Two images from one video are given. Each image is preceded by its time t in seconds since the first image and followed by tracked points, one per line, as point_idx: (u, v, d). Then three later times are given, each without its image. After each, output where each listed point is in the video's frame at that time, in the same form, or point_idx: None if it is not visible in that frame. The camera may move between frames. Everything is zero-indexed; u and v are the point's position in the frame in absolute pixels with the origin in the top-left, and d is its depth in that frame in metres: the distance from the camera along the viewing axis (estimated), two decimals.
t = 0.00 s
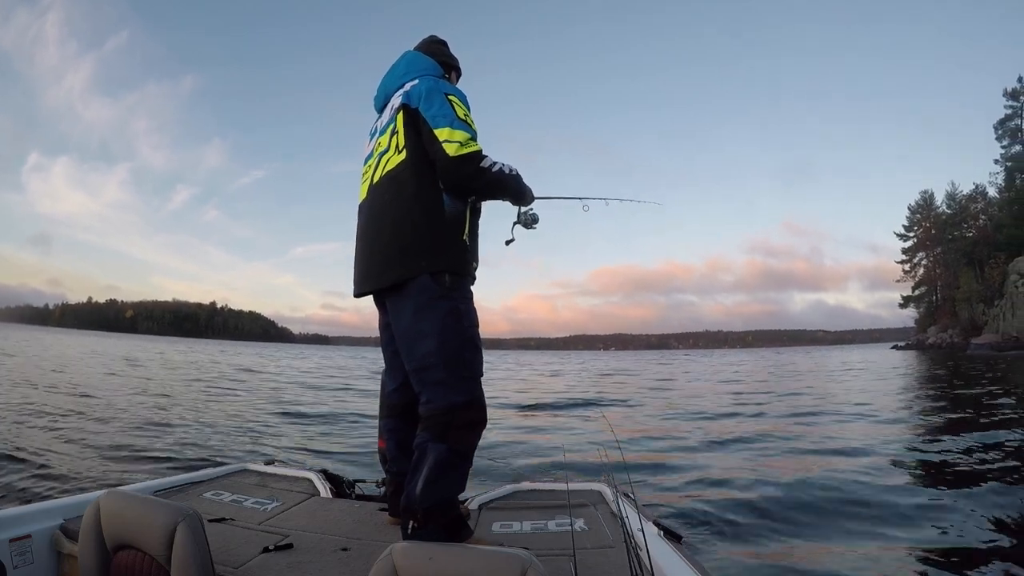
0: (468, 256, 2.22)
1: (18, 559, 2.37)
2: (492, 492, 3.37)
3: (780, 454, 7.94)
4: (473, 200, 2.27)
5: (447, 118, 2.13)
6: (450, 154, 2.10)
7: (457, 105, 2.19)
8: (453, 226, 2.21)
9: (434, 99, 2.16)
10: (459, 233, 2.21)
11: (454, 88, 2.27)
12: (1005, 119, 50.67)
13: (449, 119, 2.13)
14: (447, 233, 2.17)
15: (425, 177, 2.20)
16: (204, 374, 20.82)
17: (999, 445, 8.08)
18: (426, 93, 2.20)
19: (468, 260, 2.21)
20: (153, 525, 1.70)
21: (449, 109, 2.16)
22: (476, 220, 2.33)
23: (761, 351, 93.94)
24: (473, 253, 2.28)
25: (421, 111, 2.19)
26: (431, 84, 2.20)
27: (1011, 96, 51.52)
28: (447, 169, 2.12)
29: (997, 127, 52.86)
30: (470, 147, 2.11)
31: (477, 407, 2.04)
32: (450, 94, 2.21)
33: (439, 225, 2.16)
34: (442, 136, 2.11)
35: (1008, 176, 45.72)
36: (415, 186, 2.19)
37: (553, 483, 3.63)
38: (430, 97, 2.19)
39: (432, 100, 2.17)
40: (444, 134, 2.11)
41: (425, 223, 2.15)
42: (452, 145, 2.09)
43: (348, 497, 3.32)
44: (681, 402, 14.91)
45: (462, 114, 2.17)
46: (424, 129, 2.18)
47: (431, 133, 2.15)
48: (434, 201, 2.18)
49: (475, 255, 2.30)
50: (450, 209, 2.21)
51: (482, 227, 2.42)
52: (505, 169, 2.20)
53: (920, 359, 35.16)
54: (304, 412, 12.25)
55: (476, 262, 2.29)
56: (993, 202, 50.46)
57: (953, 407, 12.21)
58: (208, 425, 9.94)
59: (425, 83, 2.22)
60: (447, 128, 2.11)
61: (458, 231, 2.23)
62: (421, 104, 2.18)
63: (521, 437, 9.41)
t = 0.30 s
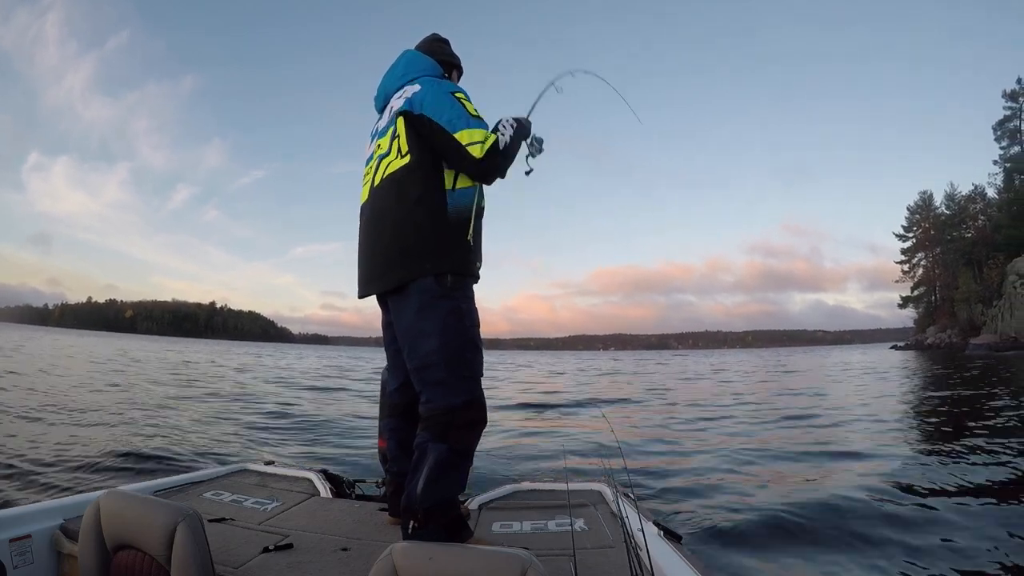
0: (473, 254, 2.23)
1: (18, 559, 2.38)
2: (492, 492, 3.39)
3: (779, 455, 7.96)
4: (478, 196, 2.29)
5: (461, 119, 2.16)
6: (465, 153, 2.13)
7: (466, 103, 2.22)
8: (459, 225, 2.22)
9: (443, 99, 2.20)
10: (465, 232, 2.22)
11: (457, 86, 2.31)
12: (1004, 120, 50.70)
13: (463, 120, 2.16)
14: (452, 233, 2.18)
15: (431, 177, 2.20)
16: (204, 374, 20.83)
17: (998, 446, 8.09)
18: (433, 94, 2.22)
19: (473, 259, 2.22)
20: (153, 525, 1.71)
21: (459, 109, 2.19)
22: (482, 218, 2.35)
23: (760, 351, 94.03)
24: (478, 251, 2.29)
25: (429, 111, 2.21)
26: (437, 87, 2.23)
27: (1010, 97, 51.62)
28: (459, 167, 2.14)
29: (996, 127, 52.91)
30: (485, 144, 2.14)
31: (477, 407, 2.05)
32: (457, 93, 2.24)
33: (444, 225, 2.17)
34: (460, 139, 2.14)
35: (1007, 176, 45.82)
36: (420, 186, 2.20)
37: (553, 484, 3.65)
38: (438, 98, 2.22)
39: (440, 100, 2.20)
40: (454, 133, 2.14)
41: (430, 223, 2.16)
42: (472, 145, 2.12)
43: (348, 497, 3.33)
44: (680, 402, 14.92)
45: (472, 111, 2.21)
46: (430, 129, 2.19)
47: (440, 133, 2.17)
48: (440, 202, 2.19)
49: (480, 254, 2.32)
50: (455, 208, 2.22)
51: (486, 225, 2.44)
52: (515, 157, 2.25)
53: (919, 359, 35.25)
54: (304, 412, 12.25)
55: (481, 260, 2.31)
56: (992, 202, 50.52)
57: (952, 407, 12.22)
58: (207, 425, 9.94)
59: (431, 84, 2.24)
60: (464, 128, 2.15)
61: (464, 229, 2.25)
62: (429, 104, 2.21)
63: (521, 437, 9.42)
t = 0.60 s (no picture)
0: (475, 249, 2.22)
1: (18, 559, 2.37)
2: (491, 492, 3.39)
3: (779, 449, 7.96)
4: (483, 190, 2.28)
5: (476, 119, 2.21)
6: (484, 153, 2.22)
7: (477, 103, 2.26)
8: (464, 221, 2.21)
9: (455, 97, 2.21)
10: (470, 228, 2.21)
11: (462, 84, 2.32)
12: (1001, 110, 50.66)
13: (478, 120, 2.21)
14: (457, 229, 2.17)
15: (439, 172, 2.19)
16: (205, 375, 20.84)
17: (998, 437, 8.10)
18: (444, 92, 2.24)
19: (475, 254, 2.22)
20: (153, 525, 1.70)
21: (472, 109, 2.22)
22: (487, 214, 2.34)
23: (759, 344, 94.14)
24: (482, 246, 2.29)
25: (439, 109, 2.22)
26: (448, 86, 2.24)
27: (1006, 87, 51.65)
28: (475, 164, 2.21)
29: (993, 117, 52.86)
30: (503, 143, 2.25)
31: (474, 404, 2.04)
32: (466, 92, 2.26)
33: (449, 221, 2.16)
34: (479, 141, 2.20)
35: (1004, 166, 45.87)
36: (427, 181, 2.18)
37: (553, 483, 3.64)
38: (450, 97, 2.23)
39: (452, 98, 2.21)
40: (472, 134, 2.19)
41: (434, 219, 2.15)
42: (493, 145, 2.22)
43: (348, 497, 3.33)
44: (680, 397, 14.92)
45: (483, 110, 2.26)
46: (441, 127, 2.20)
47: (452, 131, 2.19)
48: (445, 200, 2.18)
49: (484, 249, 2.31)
50: (459, 204, 2.20)
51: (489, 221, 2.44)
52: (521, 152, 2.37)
53: (918, 350, 35.33)
54: (303, 412, 12.24)
55: (484, 255, 2.31)
56: (990, 192, 50.51)
57: (952, 399, 12.22)
58: (207, 425, 9.92)
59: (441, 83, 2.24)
60: (482, 130, 2.20)
61: (469, 225, 2.24)
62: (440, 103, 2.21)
63: (522, 435, 9.42)
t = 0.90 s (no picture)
0: (477, 243, 2.21)
1: (18, 559, 2.37)
2: (491, 492, 3.38)
3: (780, 445, 7.97)
4: (484, 182, 2.28)
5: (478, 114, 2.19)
6: (489, 146, 2.23)
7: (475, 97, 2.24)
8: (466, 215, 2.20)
9: (453, 93, 2.18)
10: (471, 222, 2.20)
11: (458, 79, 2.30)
12: (997, 101, 50.64)
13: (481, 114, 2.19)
14: (459, 224, 2.15)
15: (438, 168, 2.17)
16: (205, 376, 20.85)
17: (997, 429, 8.11)
18: (442, 88, 2.21)
19: (477, 248, 2.21)
20: (153, 525, 1.70)
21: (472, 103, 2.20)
22: (488, 206, 2.34)
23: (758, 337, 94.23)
24: (484, 239, 2.29)
25: (439, 106, 2.20)
26: (447, 84, 2.20)
27: (1002, 77, 51.66)
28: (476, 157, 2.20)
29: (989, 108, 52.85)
30: (505, 135, 2.26)
31: (472, 403, 2.03)
32: (463, 87, 2.24)
33: (451, 217, 2.13)
34: (485, 135, 2.20)
35: (1001, 157, 45.89)
36: (428, 179, 2.16)
37: (553, 483, 3.64)
38: (447, 93, 2.20)
39: (450, 94, 2.18)
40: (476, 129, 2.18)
41: (437, 215, 2.13)
42: (497, 139, 2.22)
43: (348, 497, 3.32)
44: (680, 393, 14.94)
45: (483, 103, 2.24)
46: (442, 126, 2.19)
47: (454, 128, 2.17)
48: (447, 196, 2.16)
49: (485, 242, 2.31)
50: (460, 198, 2.19)
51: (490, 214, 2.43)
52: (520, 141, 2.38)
53: (917, 342, 35.38)
54: (304, 411, 12.24)
55: (485, 249, 2.30)
56: (987, 183, 50.53)
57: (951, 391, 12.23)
58: (208, 426, 9.92)
59: (437, 81, 2.22)
60: (486, 124, 2.20)
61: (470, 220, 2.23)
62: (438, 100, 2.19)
63: (522, 432, 9.43)
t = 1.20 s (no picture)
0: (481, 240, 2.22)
1: (18, 559, 2.38)
2: (491, 492, 3.39)
3: (778, 447, 7.98)
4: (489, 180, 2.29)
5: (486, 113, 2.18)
6: (499, 145, 2.24)
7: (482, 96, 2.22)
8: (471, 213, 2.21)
9: (460, 94, 2.16)
10: (475, 219, 2.21)
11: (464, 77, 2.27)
12: (998, 106, 50.66)
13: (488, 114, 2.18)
14: (464, 222, 2.16)
15: (447, 171, 2.17)
16: (205, 375, 20.87)
17: (996, 433, 8.11)
18: (449, 90, 2.19)
19: (481, 245, 2.22)
20: (153, 525, 1.71)
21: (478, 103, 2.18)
22: (492, 203, 2.35)
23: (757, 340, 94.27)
24: (487, 237, 2.30)
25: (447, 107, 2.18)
26: (454, 85, 2.18)
27: (1003, 82, 51.74)
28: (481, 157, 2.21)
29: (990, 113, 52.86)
30: (514, 132, 2.27)
31: (473, 399, 2.05)
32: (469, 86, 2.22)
33: (456, 216, 2.14)
34: (493, 134, 2.19)
35: (1001, 161, 45.94)
36: (437, 181, 2.17)
37: (553, 483, 3.65)
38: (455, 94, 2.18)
39: (457, 94, 2.16)
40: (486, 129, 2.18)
41: (443, 214, 2.14)
42: (506, 137, 2.23)
43: (348, 497, 3.33)
44: (679, 395, 14.96)
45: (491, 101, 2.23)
46: (451, 127, 2.18)
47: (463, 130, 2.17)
48: (454, 193, 2.16)
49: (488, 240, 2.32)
50: (467, 195, 2.20)
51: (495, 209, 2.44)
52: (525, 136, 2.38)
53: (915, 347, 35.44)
54: (304, 410, 12.26)
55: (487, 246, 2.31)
56: (987, 187, 50.57)
57: (950, 395, 12.24)
58: (208, 424, 9.94)
59: (443, 82, 2.19)
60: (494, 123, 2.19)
61: (475, 217, 2.23)
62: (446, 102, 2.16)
63: (522, 433, 9.44)
